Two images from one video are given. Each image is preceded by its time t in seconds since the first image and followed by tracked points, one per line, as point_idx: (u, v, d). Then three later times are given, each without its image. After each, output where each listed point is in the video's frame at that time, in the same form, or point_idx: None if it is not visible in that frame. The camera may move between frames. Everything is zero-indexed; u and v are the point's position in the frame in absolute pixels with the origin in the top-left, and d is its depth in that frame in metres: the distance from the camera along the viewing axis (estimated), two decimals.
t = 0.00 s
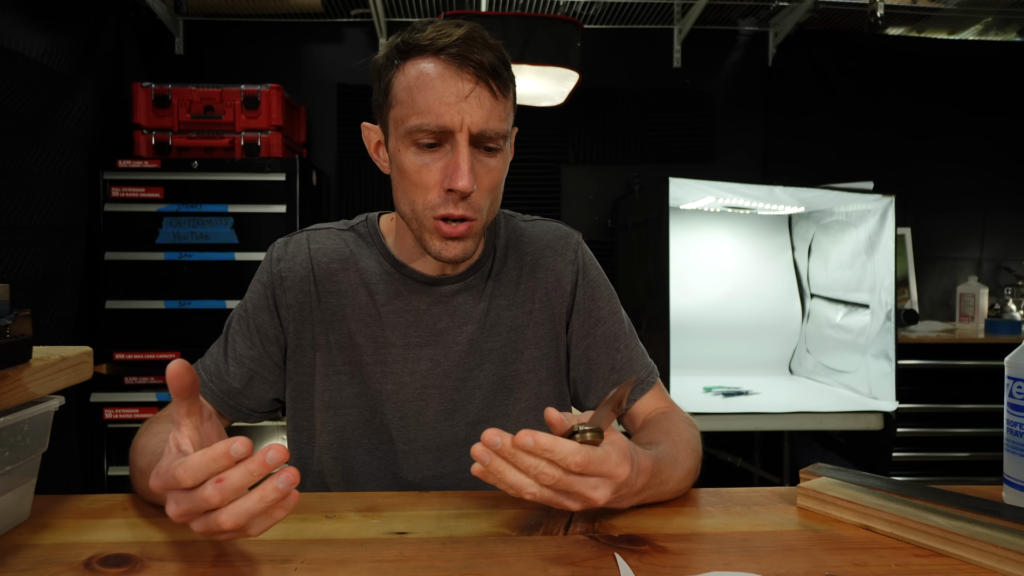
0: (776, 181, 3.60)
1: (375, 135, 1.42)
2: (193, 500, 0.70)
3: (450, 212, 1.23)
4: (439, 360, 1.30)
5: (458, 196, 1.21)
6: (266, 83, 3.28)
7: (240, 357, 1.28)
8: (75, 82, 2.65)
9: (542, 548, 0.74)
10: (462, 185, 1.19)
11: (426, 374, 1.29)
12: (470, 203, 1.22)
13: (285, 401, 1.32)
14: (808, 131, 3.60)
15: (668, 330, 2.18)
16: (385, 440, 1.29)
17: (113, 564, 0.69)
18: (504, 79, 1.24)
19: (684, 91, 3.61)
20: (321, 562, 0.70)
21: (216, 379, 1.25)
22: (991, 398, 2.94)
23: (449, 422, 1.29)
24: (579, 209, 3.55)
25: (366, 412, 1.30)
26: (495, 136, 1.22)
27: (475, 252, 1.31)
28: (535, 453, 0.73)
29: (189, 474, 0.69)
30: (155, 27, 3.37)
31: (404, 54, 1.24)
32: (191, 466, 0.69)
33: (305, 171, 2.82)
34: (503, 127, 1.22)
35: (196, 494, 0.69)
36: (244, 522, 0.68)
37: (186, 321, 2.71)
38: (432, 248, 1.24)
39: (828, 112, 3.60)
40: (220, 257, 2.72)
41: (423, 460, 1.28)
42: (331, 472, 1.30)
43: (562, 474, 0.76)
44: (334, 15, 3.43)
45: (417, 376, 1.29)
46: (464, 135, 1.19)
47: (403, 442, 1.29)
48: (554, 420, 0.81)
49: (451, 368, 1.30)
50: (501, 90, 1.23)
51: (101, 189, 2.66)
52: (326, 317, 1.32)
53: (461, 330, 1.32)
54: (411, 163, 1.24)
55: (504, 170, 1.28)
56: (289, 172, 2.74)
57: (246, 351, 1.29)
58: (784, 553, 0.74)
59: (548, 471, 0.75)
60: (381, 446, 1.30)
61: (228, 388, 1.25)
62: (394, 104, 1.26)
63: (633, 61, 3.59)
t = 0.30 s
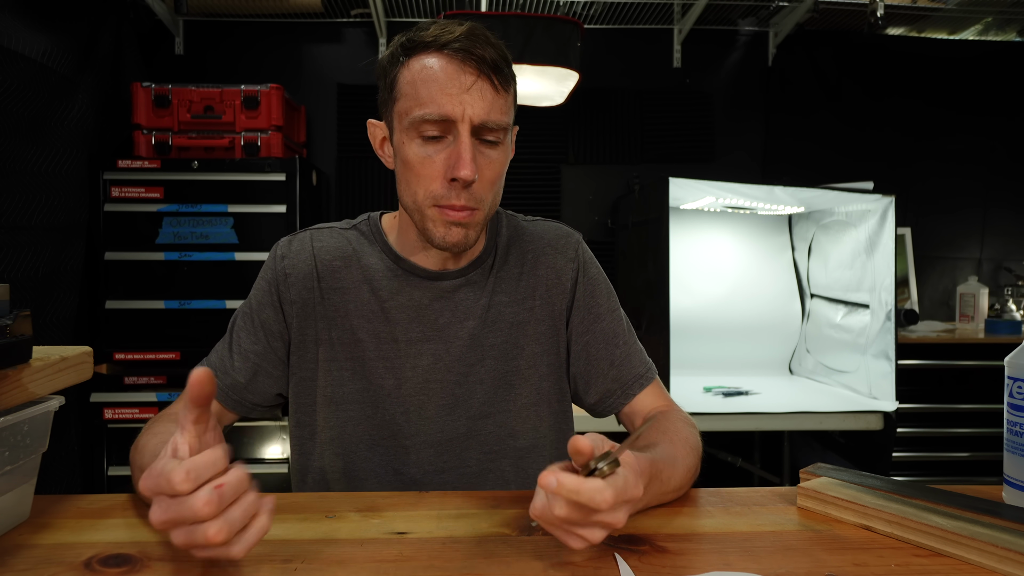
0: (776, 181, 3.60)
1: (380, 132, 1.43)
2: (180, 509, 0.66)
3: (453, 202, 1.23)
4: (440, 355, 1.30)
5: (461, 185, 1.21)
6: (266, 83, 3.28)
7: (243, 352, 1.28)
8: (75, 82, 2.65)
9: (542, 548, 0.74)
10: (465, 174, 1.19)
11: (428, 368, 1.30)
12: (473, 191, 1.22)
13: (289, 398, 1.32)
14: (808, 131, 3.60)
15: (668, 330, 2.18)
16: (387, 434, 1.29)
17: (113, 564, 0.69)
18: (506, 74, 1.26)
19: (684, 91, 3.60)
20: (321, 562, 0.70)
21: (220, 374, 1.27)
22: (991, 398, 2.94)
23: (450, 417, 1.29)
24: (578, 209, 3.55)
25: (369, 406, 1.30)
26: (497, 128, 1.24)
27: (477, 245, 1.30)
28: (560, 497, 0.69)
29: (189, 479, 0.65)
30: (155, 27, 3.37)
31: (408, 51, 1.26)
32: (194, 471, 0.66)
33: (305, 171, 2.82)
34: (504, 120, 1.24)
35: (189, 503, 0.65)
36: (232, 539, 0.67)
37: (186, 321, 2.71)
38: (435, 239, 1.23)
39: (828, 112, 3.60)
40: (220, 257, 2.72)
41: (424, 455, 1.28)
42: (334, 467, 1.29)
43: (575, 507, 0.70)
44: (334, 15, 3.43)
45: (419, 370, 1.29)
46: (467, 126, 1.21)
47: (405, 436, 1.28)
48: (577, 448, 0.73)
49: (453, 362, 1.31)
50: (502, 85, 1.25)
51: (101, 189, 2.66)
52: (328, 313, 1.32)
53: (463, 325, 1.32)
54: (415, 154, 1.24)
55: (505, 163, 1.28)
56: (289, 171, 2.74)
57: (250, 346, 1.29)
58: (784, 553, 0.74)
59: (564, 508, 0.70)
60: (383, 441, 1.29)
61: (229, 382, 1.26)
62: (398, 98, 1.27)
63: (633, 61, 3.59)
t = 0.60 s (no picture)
0: (776, 181, 3.60)
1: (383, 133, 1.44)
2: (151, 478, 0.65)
3: (440, 186, 1.26)
4: (442, 344, 1.33)
5: (447, 170, 1.25)
6: (266, 83, 3.28)
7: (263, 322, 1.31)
8: (75, 82, 2.65)
9: (542, 548, 0.74)
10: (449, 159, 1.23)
11: (430, 357, 1.32)
12: (458, 176, 1.25)
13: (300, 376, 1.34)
14: (808, 132, 3.60)
15: (668, 330, 2.18)
16: (391, 418, 1.31)
17: (113, 564, 0.69)
18: (489, 64, 1.29)
19: (684, 91, 3.60)
20: (321, 562, 0.70)
21: (243, 335, 1.28)
22: (991, 398, 2.95)
23: (450, 405, 1.31)
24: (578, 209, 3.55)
25: (373, 391, 1.32)
26: (480, 115, 1.27)
27: (470, 230, 1.33)
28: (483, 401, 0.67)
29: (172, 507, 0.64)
30: (155, 27, 3.38)
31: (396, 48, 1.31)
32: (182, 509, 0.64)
33: (305, 170, 2.82)
34: (487, 106, 1.27)
35: (155, 501, 0.64)
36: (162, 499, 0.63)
37: (186, 321, 2.71)
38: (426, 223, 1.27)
39: (828, 112, 3.60)
40: (220, 257, 2.72)
41: (426, 442, 1.29)
42: (336, 449, 1.30)
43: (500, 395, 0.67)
44: (334, 15, 3.43)
45: (422, 358, 1.32)
46: (449, 114, 1.25)
47: (405, 422, 1.30)
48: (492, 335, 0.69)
49: (454, 352, 1.32)
50: (484, 74, 1.27)
51: (101, 189, 2.66)
52: (337, 300, 1.35)
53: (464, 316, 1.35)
54: (403, 144, 1.28)
55: (494, 149, 1.30)
56: (289, 171, 2.74)
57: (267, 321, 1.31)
58: (785, 554, 0.74)
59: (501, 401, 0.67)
60: (385, 427, 1.30)
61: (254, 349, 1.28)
62: (389, 95, 1.32)
63: (633, 61, 3.59)
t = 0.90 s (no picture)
0: (776, 181, 3.60)
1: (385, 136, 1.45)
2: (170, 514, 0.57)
3: (437, 185, 1.26)
4: (443, 342, 1.34)
5: (444, 169, 1.25)
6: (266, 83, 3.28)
7: (279, 317, 1.28)
8: (75, 82, 2.65)
9: (542, 548, 0.74)
10: (445, 158, 1.23)
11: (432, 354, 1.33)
12: (455, 174, 1.25)
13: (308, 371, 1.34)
14: (808, 131, 3.60)
15: (668, 330, 2.18)
16: (392, 414, 1.31)
17: (113, 564, 0.69)
18: (486, 66, 1.29)
19: (684, 91, 3.61)
20: (321, 562, 0.70)
21: (267, 330, 1.25)
22: (991, 398, 2.95)
23: (451, 402, 1.32)
24: (578, 209, 3.55)
25: (374, 387, 1.33)
26: (476, 115, 1.27)
27: (468, 229, 1.33)
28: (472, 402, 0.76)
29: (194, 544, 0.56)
30: (155, 27, 3.38)
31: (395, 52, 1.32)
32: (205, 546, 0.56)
33: (305, 170, 2.82)
34: (483, 107, 1.27)
35: (175, 539, 0.56)
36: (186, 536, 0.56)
37: (186, 321, 2.71)
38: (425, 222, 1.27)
39: (828, 112, 3.60)
40: (220, 257, 2.72)
41: (427, 438, 1.30)
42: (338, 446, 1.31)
43: (484, 380, 0.77)
44: (334, 15, 3.43)
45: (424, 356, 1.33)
46: (445, 115, 1.25)
47: (407, 419, 1.30)
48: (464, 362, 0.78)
49: (455, 350, 1.34)
50: (480, 75, 1.28)
51: (101, 189, 2.66)
52: (343, 296, 1.35)
53: (464, 315, 1.36)
54: (401, 145, 1.28)
55: (491, 150, 1.30)
56: (289, 171, 2.74)
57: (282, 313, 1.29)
58: (784, 554, 0.74)
59: (489, 386, 0.77)
60: (386, 424, 1.31)
61: (282, 342, 1.26)
62: (388, 97, 1.33)
63: (633, 61, 3.59)
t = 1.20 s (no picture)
0: (776, 181, 3.60)
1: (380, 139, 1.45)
2: None
3: (430, 189, 1.26)
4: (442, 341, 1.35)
5: (436, 174, 1.25)
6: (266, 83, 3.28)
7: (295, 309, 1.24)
8: (75, 82, 2.65)
9: (542, 548, 0.74)
10: (435, 163, 1.23)
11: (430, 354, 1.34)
12: (447, 178, 1.26)
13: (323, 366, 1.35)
14: (808, 132, 3.60)
15: (668, 330, 2.17)
16: (392, 412, 1.32)
17: (113, 564, 0.69)
18: (475, 67, 1.29)
19: (684, 91, 3.61)
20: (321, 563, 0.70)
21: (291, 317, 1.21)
22: (991, 398, 2.95)
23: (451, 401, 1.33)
24: (578, 209, 3.55)
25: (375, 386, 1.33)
26: (466, 117, 1.27)
27: (464, 232, 1.34)
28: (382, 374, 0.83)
29: None
30: (155, 27, 3.38)
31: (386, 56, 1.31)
32: None
33: (305, 170, 2.82)
34: (473, 109, 1.27)
35: None
36: None
37: (186, 321, 2.71)
38: (419, 226, 1.28)
39: (828, 112, 3.60)
40: (220, 257, 2.71)
41: (426, 438, 1.30)
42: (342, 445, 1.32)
43: (398, 353, 0.84)
44: (334, 15, 3.43)
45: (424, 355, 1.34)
46: (435, 118, 1.25)
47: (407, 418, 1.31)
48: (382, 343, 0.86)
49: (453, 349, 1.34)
50: (470, 77, 1.28)
51: (101, 189, 2.65)
52: (347, 295, 1.36)
53: (463, 314, 1.37)
54: (394, 149, 1.28)
55: (483, 152, 1.31)
56: (289, 171, 2.74)
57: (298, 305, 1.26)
58: (784, 554, 0.74)
59: (400, 358, 0.84)
60: (387, 423, 1.31)
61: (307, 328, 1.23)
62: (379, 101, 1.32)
63: (633, 61, 3.59)
